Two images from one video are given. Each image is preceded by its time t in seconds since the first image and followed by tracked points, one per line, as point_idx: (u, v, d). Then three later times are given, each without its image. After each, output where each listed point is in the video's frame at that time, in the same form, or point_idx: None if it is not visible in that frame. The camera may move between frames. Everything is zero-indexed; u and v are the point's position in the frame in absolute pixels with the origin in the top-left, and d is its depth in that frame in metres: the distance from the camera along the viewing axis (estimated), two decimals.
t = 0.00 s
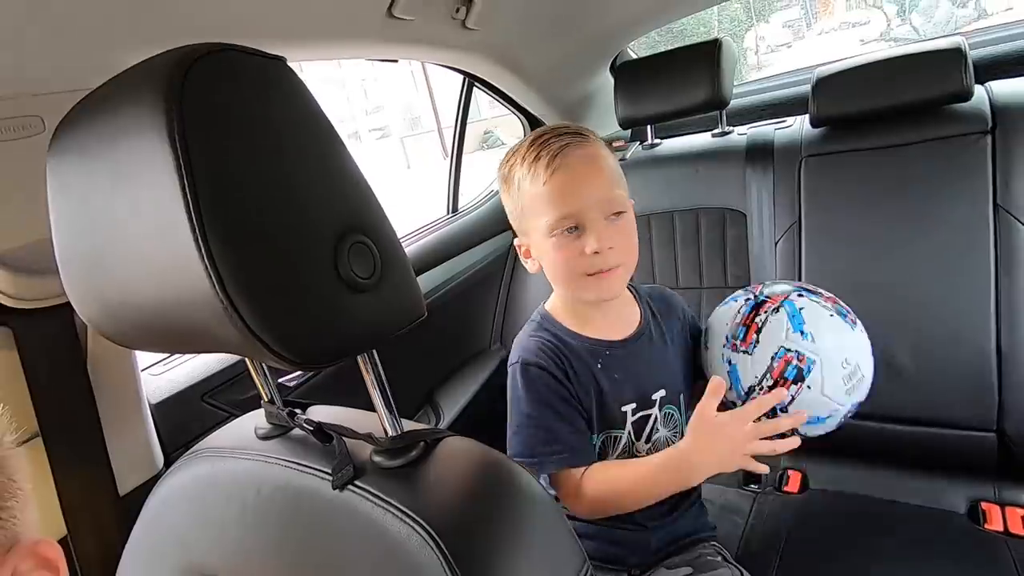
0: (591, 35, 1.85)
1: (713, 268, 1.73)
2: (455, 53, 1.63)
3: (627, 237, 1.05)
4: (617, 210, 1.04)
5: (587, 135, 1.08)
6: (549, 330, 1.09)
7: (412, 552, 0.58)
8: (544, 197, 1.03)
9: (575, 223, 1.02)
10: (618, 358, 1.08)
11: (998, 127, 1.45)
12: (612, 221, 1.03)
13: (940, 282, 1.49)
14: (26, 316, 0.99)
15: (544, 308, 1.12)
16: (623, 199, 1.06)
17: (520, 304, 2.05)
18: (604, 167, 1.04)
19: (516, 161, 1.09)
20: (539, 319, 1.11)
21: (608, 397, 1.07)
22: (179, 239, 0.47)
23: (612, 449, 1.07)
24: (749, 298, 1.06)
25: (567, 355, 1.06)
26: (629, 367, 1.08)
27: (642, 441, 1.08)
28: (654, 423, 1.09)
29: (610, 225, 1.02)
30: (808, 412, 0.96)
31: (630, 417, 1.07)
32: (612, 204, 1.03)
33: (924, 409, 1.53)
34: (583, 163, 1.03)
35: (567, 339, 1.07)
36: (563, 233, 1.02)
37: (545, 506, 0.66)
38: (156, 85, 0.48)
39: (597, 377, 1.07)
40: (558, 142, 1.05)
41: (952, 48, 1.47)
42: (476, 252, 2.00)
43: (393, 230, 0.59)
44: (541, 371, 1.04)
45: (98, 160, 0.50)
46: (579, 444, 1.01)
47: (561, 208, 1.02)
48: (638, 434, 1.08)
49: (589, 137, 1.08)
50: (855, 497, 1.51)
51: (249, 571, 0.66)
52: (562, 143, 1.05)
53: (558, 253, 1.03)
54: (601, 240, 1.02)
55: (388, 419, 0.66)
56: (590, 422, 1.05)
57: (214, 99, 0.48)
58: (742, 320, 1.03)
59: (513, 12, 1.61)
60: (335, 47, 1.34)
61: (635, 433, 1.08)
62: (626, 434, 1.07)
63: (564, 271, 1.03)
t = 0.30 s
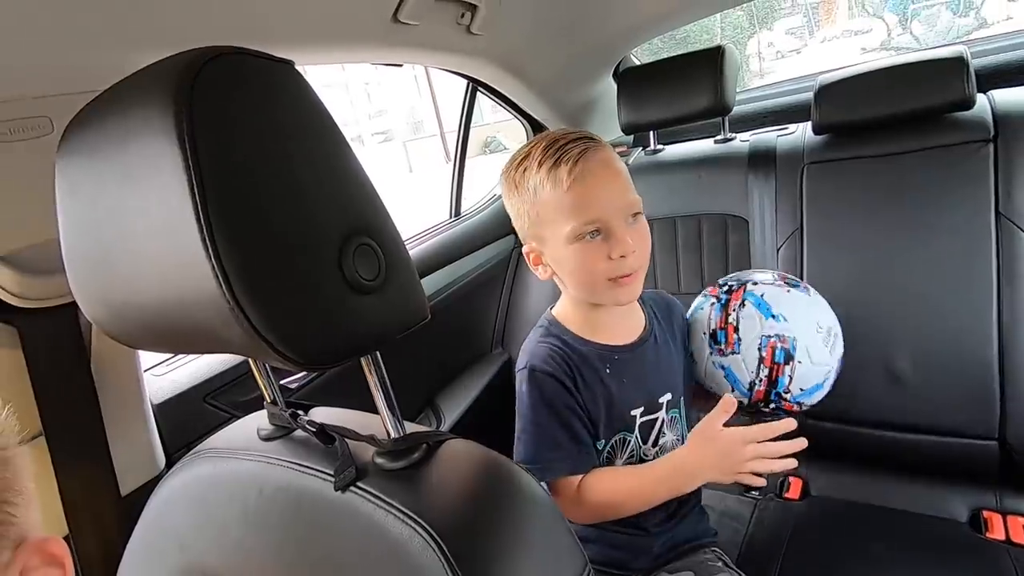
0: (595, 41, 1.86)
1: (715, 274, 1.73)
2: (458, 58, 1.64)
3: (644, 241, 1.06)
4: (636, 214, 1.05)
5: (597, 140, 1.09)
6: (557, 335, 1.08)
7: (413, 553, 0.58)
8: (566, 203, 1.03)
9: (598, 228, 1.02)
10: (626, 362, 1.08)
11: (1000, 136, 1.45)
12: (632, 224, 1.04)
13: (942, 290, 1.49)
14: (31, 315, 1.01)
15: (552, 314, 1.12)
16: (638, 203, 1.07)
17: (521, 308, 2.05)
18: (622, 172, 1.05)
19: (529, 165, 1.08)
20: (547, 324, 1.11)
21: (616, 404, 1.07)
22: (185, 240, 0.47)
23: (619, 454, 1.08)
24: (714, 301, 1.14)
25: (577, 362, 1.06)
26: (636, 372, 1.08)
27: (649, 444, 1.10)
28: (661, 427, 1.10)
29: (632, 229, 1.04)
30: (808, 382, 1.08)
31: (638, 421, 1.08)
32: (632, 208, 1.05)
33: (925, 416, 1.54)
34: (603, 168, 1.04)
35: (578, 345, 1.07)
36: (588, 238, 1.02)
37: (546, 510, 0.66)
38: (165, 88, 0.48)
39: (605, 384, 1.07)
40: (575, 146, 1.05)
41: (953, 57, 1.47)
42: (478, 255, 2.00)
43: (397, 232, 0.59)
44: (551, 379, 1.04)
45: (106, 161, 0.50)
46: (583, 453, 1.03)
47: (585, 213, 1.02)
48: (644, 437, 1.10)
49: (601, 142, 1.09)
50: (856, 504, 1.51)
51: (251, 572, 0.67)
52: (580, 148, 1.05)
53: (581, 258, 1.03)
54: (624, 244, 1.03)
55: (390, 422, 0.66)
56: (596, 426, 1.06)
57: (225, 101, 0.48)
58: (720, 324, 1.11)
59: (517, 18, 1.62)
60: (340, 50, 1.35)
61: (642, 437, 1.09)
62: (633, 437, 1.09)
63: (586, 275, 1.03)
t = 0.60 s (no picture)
0: (598, 46, 1.87)
1: (717, 278, 1.74)
2: (461, 62, 1.65)
3: (654, 255, 1.06)
4: (648, 227, 1.06)
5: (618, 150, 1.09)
6: (552, 337, 1.12)
7: (415, 554, 0.58)
8: (583, 211, 1.03)
9: (610, 239, 1.03)
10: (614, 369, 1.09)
11: (1001, 142, 1.45)
12: (644, 238, 1.05)
13: (943, 296, 1.50)
14: (39, 314, 1.03)
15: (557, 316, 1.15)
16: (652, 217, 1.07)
17: (523, 312, 2.05)
18: (638, 186, 1.05)
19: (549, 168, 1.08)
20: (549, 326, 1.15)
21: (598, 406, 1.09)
22: (191, 240, 0.48)
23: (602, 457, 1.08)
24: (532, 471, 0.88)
25: (559, 363, 1.10)
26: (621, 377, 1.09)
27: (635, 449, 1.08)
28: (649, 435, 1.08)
29: (642, 242, 1.04)
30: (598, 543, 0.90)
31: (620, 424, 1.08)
32: (645, 221, 1.05)
33: (925, 422, 1.54)
34: (623, 181, 1.04)
35: (565, 347, 1.11)
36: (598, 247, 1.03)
37: (548, 512, 0.66)
38: (173, 90, 0.49)
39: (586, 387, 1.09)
40: (596, 155, 1.05)
41: (953, 64, 1.47)
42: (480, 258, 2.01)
43: (400, 234, 0.59)
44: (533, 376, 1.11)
45: (113, 162, 0.51)
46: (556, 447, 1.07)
47: (601, 223, 1.03)
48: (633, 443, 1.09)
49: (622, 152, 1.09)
50: (856, 510, 1.51)
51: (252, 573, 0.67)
52: (602, 157, 1.05)
53: (590, 265, 1.04)
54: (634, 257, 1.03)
55: (392, 423, 0.66)
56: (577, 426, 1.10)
57: (234, 104, 0.49)
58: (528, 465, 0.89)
59: (521, 23, 1.62)
60: (343, 54, 1.35)
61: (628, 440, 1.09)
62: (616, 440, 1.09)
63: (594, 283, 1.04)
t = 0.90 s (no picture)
0: (600, 48, 1.87)
1: (717, 281, 1.74)
2: (463, 63, 1.65)
3: (634, 270, 1.04)
4: (630, 241, 1.03)
5: (623, 154, 1.06)
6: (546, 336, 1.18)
7: (416, 554, 0.58)
8: (558, 214, 1.04)
9: (580, 246, 1.03)
10: (594, 381, 1.11)
11: (1002, 146, 1.46)
12: (620, 252, 1.02)
13: (944, 299, 1.50)
14: (40, 313, 1.03)
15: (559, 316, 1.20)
16: (641, 231, 1.04)
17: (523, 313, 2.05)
18: (625, 197, 1.02)
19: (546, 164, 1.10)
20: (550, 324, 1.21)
21: (572, 415, 1.13)
22: (194, 239, 0.48)
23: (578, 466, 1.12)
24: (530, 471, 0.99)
25: (543, 364, 1.17)
26: (594, 393, 1.11)
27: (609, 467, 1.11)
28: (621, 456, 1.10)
29: (615, 256, 1.02)
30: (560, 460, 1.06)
31: (588, 439, 1.12)
32: (624, 235, 1.02)
33: (925, 425, 1.54)
34: (605, 189, 1.02)
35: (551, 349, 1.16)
36: (565, 252, 1.04)
37: (548, 514, 0.66)
38: (177, 88, 0.49)
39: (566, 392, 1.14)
40: (585, 159, 1.04)
41: (955, 67, 1.47)
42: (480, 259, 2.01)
43: (402, 235, 0.59)
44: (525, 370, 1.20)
45: (117, 160, 0.51)
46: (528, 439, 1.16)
47: (573, 228, 1.03)
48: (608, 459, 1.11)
49: (626, 157, 1.06)
50: (856, 513, 1.51)
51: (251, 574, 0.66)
52: (592, 162, 1.04)
53: (559, 269, 1.05)
54: (601, 270, 1.02)
55: (393, 423, 0.66)
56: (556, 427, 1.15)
57: (234, 103, 0.48)
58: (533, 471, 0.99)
59: (523, 24, 1.62)
60: (345, 54, 1.35)
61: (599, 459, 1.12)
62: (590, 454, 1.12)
63: (559, 288, 1.06)
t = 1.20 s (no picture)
0: (601, 49, 1.87)
1: (717, 282, 1.74)
2: (464, 64, 1.65)
3: (624, 264, 1.04)
4: (617, 235, 1.03)
5: (602, 150, 1.06)
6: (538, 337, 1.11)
7: (417, 556, 0.58)
8: (542, 216, 1.04)
9: (568, 244, 1.02)
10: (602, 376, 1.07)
11: (1003, 149, 1.46)
12: (608, 247, 1.02)
13: (944, 300, 1.50)
14: (40, 313, 1.03)
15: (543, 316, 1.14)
16: (628, 224, 1.04)
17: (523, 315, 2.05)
18: (609, 191, 1.03)
19: (528, 169, 1.10)
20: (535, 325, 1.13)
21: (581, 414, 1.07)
22: (198, 238, 0.48)
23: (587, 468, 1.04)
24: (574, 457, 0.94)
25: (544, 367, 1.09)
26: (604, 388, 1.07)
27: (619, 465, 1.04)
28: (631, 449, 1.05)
29: (604, 251, 1.02)
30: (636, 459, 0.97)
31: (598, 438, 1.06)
32: (612, 229, 1.03)
33: (926, 427, 1.54)
34: (587, 186, 1.02)
35: (550, 351, 1.09)
36: (554, 252, 1.03)
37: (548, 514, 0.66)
38: (181, 88, 0.49)
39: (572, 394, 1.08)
40: (564, 158, 1.04)
41: (957, 71, 1.48)
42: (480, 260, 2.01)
43: (405, 235, 0.59)
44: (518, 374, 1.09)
45: (119, 159, 0.51)
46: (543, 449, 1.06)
47: (558, 228, 1.03)
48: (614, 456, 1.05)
49: (606, 153, 1.06)
50: (855, 516, 1.51)
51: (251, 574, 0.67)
52: (570, 161, 1.04)
53: (550, 269, 1.05)
54: (591, 266, 1.02)
55: (393, 424, 0.66)
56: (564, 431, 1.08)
57: (237, 103, 0.48)
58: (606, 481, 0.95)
59: (524, 25, 1.62)
60: (347, 55, 1.35)
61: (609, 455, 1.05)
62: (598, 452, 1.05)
63: (551, 288, 1.05)
